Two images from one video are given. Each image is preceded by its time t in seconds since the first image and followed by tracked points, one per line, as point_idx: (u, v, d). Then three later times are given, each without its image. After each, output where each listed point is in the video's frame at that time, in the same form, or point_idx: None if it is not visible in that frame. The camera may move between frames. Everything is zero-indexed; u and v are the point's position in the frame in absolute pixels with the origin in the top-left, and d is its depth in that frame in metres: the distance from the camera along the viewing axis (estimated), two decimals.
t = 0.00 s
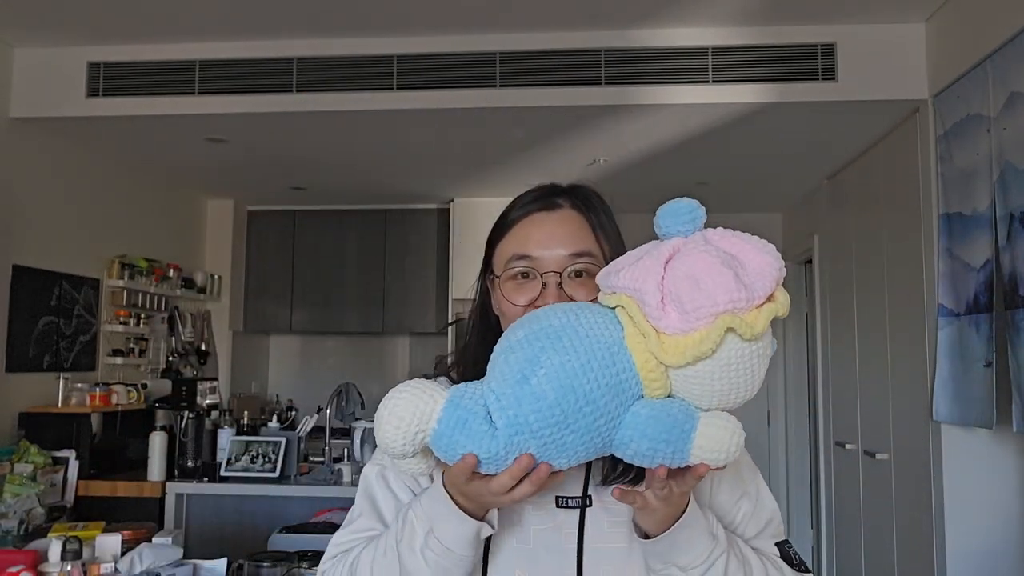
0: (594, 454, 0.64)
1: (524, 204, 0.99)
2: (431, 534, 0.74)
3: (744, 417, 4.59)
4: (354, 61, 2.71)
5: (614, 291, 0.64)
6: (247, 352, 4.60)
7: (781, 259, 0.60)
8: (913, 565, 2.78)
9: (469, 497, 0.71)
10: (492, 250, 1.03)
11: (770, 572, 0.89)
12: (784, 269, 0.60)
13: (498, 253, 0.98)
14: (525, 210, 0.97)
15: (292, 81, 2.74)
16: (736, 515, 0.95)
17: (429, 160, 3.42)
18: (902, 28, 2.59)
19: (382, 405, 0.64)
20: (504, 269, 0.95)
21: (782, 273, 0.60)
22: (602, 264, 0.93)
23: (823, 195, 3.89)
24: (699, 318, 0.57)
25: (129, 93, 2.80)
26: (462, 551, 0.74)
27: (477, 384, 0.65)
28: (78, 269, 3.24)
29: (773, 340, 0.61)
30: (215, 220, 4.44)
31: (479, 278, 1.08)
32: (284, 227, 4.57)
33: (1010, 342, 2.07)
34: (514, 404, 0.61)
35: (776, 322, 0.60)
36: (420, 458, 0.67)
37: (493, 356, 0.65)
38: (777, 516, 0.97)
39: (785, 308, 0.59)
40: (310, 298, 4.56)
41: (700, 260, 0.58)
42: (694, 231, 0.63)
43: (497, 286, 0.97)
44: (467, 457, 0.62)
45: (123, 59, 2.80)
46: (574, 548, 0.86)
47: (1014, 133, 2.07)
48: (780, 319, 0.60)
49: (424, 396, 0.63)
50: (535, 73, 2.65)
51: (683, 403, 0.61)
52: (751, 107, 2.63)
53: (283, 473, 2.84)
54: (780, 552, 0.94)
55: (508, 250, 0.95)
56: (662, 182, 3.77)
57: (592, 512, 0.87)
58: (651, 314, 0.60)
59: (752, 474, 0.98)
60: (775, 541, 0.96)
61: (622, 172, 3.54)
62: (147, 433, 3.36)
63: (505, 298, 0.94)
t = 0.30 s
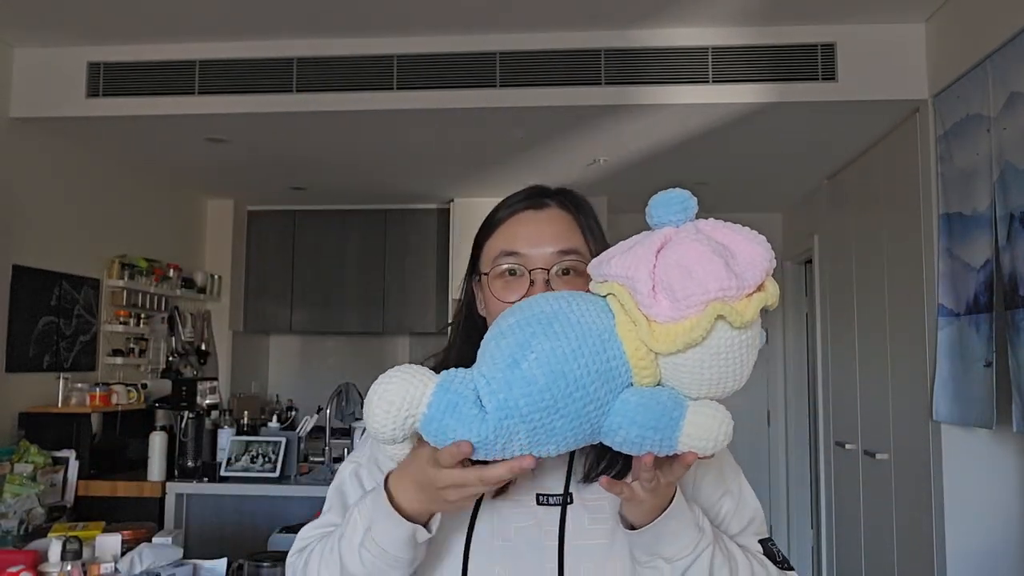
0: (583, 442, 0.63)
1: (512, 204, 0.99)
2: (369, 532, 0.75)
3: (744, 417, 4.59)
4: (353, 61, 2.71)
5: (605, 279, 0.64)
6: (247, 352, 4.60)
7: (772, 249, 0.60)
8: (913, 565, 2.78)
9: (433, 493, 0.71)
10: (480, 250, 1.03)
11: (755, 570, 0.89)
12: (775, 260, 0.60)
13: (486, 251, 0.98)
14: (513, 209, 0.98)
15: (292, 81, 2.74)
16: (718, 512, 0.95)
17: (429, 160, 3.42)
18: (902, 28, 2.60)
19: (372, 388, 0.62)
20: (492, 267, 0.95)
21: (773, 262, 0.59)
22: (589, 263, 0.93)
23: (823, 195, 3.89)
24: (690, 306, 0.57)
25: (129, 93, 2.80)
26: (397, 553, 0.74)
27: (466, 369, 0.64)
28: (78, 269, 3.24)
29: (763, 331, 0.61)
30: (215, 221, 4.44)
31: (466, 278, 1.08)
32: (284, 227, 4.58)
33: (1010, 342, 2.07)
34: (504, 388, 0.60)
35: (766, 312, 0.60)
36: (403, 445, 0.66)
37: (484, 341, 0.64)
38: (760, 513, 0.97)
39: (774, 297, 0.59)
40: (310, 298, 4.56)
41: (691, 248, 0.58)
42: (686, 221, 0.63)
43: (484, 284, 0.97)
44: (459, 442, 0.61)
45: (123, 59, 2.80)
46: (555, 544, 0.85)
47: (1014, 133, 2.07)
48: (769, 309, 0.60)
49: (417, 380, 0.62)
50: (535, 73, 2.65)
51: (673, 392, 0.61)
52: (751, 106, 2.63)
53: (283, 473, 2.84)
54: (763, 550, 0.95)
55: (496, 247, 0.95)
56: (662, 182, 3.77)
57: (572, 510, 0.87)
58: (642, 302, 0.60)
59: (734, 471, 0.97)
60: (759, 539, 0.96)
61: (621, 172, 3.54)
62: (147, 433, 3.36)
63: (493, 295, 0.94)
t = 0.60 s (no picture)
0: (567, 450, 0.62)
1: (495, 204, 0.99)
2: (349, 547, 0.73)
3: (744, 417, 4.58)
4: (353, 61, 2.71)
5: (587, 283, 0.63)
6: (247, 352, 4.60)
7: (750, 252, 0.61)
8: (913, 566, 2.77)
9: (413, 506, 0.69)
10: (463, 250, 1.03)
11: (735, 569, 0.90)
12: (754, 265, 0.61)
13: (469, 251, 0.98)
14: (496, 209, 0.98)
15: (292, 81, 2.74)
16: (702, 510, 0.96)
17: (428, 160, 3.42)
18: (902, 28, 2.59)
19: (354, 402, 0.58)
20: (474, 266, 0.95)
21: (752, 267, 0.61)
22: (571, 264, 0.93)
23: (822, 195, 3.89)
24: (677, 311, 0.58)
25: (129, 93, 2.80)
26: (379, 570, 0.72)
27: (447, 378, 0.61)
28: (78, 270, 3.24)
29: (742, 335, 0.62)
30: (215, 220, 4.44)
31: (450, 278, 1.08)
32: (284, 227, 4.58)
33: (1010, 342, 2.07)
34: (493, 398, 0.58)
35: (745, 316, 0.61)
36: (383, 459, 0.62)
37: (465, 349, 0.62)
38: (745, 512, 0.97)
39: (755, 301, 0.60)
40: (310, 298, 4.56)
41: (675, 253, 0.59)
42: (667, 224, 0.63)
43: (466, 284, 0.97)
44: (450, 455, 0.58)
45: (123, 59, 2.80)
46: (537, 542, 0.86)
47: (1014, 133, 2.07)
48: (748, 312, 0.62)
49: (402, 392, 0.58)
50: (535, 73, 2.65)
51: (657, 398, 0.62)
52: (751, 107, 2.63)
53: (283, 473, 2.84)
54: (747, 548, 0.95)
55: (479, 247, 0.95)
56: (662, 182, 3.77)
57: (553, 510, 0.87)
58: (628, 308, 0.59)
59: (719, 471, 0.98)
60: (742, 537, 0.97)
61: (621, 172, 3.54)
62: (147, 433, 3.36)
63: (475, 295, 0.94)
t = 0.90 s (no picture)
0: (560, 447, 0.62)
1: (484, 204, 0.99)
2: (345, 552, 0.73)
3: (744, 416, 4.59)
4: (353, 61, 2.71)
5: (574, 282, 0.63)
6: (247, 352, 4.60)
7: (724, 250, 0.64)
8: (913, 565, 2.78)
9: (407, 510, 0.68)
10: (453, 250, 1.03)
11: (720, 567, 0.90)
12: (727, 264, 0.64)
13: (457, 252, 0.99)
14: (486, 211, 0.99)
15: (292, 81, 2.74)
16: (690, 512, 0.97)
17: (428, 160, 3.42)
18: (902, 28, 2.60)
19: (352, 400, 0.57)
20: (463, 269, 0.96)
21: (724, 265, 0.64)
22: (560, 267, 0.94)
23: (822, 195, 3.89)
24: (667, 304, 0.59)
25: (129, 93, 2.80)
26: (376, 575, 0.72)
27: (441, 375, 0.61)
28: (78, 270, 3.24)
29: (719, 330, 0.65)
30: (215, 220, 4.44)
31: (441, 276, 1.08)
32: (284, 227, 4.58)
33: (1010, 341, 2.07)
34: (494, 393, 0.57)
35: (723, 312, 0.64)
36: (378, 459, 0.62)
37: (457, 346, 0.61)
38: (730, 513, 0.99)
39: (733, 296, 0.63)
40: (310, 298, 4.56)
41: (659, 249, 0.61)
42: (645, 225, 0.66)
43: (456, 286, 0.97)
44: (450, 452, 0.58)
45: (123, 59, 2.80)
46: (527, 543, 0.86)
47: (1014, 133, 2.07)
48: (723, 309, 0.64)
49: (401, 389, 0.57)
50: (534, 73, 2.65)
51: (648, 394, 0.62)
52: (750, 106, 2.63)
53: (283, 473, 2.84)
54: (734, 549, 0.96)
55: (468, 249, 0.95)
56: (661, 182, 3.77)
57: (547, 510, 0.87)
58: (619, 304, 0.60)
59: (704, 473, 1.00)
60: (729, 538, 0.97)
61: (620, 172, 3.54)
62: (146, 433, 3.36)
63: (464, 297, 0.95)
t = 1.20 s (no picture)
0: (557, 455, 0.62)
1: (482, 204, 0.99)
2: (342, 552, 0.73)
3: (745, 417, 4.58)
4: (352, 61, 2.71)
5: (579, 289, 0.63)
6: (247, 352, 4.60)
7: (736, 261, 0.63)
8: (913, 566, 2.77)
9: (402, 511, 0.68)
10: (450, 250, 1.03)
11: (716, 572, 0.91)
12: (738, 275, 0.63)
13: (455, 253, 0.98)
14: (484, 211, 0.98)
15: (292, 81, 2.74)
16: (687, 516, 0.97)
17: (428, 161, 3.42)
18: (902, 28, 2.60)
19: (348, 402, 0.57)
20: (462, 270, 0.95)
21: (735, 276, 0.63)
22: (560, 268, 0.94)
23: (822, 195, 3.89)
24: (671, 316, 0.58)
25: (129, 93, 2.80)
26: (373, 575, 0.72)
27: (440, 380, 0.61)
28: (78, 270, 3.24)
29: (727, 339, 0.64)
30: (215, 221, 4.45)
31: (438, 277, 1.08)
32: (284, 227, 4.58)
33: (1010, 342, 2.07)
34: (492, 400, 0.57)
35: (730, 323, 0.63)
36: (375, 462, 0.62)
37: (458, 351, 0.61)
38: (727, 517, 0.99)
39: (742, 308, 0.61)
40: (311, 298, 4.56)
41: (666, 259, 0.60)
42: (656, 232, 0.64)
43: (454, 287, 0.97)
44: (445, 459, 0.58)
45: (123, 59, 2.80)
46: (524, 546, 0.86)
47: (1014, 133, 2.07)
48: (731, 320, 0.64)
49: (398, 394, 0.57)
50: (534, 73, 2.65)
51: (647, 403, 0.62)
52: (750, 107, 2.63)
53: (283, 473, 2.84)
54: (730, 554, 0.96)
55: (467, 251, 0.95)
56: (661, 182, 3.77)
57: (543, 513, 0.87)
58: (622, 314, 0.60)
59: (702, 476, 1.00)
60: (726, 543, 0.98)
61: (621, 172, 3.54)
62: (147, 433, 3.36)
63: (462, 298, 0.95)
